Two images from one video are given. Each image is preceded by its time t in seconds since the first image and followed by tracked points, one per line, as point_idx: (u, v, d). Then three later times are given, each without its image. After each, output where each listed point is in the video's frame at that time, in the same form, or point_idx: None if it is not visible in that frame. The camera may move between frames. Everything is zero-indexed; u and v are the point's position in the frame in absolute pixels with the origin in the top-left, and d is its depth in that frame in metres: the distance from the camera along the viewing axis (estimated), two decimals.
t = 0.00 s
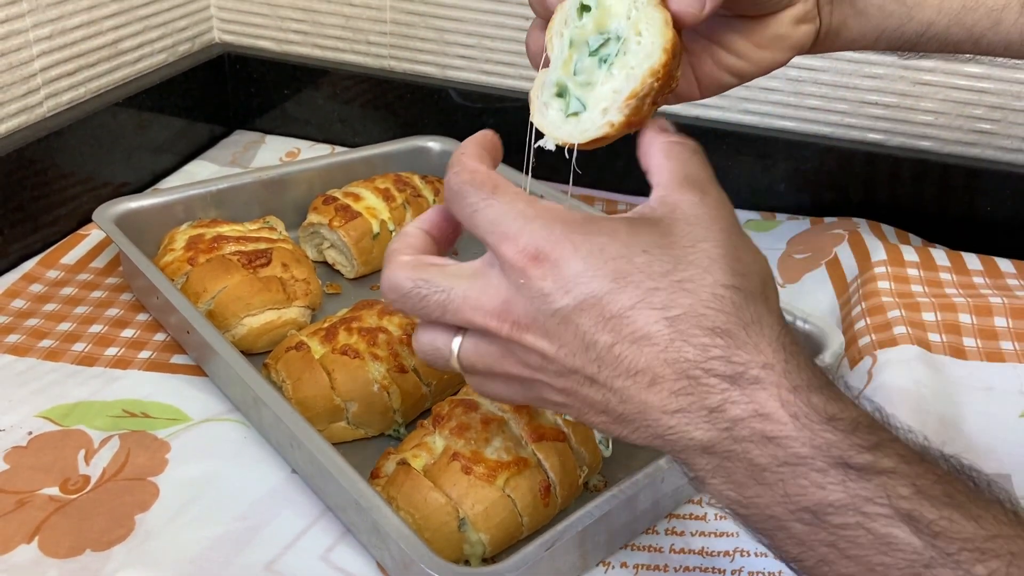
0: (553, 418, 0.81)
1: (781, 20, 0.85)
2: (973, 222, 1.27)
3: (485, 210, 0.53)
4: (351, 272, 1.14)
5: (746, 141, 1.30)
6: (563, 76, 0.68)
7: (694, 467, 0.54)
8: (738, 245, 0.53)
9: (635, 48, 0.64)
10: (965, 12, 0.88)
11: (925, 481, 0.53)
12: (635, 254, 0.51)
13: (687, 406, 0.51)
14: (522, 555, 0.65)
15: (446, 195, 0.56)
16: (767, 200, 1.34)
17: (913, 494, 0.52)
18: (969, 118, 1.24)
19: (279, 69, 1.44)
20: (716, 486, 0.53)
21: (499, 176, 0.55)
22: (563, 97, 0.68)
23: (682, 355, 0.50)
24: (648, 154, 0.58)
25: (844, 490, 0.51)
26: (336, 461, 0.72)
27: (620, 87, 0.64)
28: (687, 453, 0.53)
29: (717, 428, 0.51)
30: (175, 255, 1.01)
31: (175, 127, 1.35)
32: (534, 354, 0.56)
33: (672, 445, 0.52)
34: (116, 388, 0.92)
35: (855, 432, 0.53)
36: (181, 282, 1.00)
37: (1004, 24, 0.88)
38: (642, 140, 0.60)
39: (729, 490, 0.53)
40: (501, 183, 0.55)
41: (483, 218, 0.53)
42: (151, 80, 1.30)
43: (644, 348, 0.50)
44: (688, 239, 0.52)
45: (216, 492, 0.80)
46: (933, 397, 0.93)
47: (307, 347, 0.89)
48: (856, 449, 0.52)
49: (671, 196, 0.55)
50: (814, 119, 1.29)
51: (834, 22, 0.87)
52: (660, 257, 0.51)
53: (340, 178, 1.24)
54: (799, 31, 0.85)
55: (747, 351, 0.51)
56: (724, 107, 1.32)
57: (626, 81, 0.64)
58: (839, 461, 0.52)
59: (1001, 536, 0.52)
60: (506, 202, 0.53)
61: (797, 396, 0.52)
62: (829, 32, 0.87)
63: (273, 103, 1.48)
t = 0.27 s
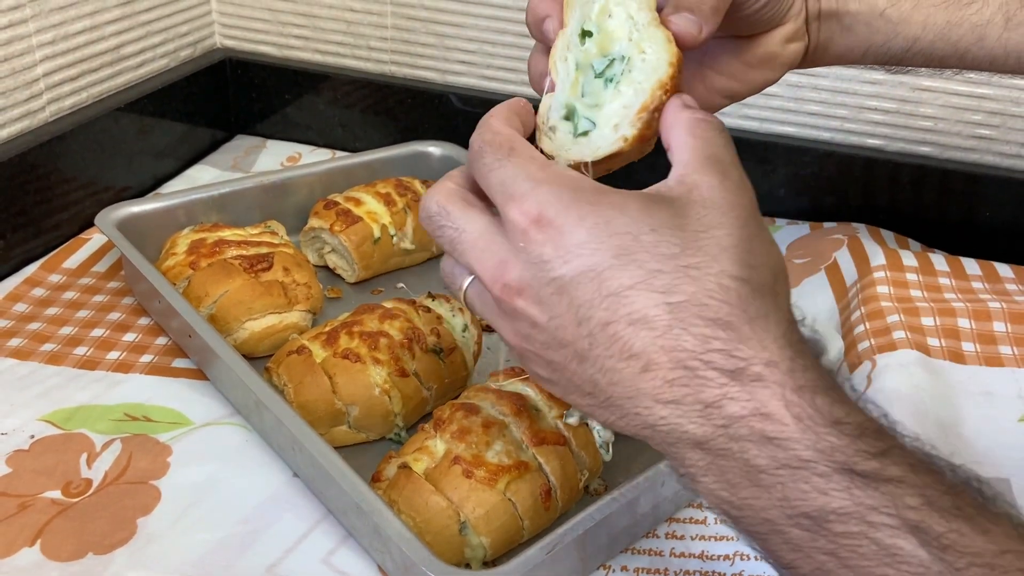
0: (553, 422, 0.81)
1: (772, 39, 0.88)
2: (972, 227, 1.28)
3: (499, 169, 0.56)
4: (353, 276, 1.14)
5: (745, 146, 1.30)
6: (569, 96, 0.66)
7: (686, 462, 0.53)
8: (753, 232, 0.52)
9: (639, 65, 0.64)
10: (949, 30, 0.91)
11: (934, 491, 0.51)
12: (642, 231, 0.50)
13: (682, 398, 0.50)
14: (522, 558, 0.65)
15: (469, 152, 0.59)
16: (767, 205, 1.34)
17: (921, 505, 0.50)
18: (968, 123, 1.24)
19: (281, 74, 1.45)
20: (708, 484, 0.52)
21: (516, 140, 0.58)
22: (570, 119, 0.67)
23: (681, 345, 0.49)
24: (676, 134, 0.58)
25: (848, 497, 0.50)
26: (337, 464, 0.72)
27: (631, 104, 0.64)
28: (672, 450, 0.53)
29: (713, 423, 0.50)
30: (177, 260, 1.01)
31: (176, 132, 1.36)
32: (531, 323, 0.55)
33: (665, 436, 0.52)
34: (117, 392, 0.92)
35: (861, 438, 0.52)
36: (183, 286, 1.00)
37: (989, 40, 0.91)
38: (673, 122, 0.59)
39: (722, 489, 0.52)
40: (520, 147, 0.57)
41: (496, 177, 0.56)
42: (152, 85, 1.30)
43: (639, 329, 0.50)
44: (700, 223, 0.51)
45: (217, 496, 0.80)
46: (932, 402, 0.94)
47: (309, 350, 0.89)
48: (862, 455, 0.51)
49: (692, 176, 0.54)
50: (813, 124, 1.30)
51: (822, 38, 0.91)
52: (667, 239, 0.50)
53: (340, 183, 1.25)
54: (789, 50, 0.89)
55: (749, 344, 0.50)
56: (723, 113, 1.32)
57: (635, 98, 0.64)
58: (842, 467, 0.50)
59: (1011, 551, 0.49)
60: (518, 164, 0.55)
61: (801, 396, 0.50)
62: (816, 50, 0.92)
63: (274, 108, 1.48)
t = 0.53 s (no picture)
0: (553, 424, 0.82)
1: (767, 42, 0.91)
2: (970, 231, 1.28)
3: (466, 196, 0.59)
4: (353, 279, 1.15)
5: (744, 150, 1.30)
6: (564, 122, 0.73)
7: (627, 482, 0.55)
8: (695, 269, 0.55)
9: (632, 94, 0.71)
10: (940, 30, 0.91)
11: (847, 509, 0.52)
12: (587, 263, 0.53)
13: (618, 422, 0.52)
14: (523, 557, 0.65)
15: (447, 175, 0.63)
16: (766, 208, 1.35)
17: (835, 522, 0.51)
18: (965, 127, 1.25)
19: (281, 77, 1.45)
20: (647, 503, 0.55)
21: (486, 168, 0.61)
22: (568, 145, 0.73)
23: (616, 373, 0.52)
24: (645, 168, 0.60)
25: (767, 517, 0.51)
26: (337, 465, 0.72)
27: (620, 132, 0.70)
28: (621, 468, 0.54)
29: (644, 449, 0.53)
30: (179, 262, 1.02)
31: (177, 135, 1.36)
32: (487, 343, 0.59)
33: (605, 456, 0.54)
34: (118, 394, 0.92)
35: (778, 460, 0.53)
36: (184, 288, 1.00)
37: (979, 42, 0.90)
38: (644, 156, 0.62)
39: (659, 509, 0.54)
40: (488, 175, 0.60)
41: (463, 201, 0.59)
42: (154, 89, 1.31)
43: (578, 357, 0.52)
44: (644, 258, 0.54)
45: (218, 498, 0.80)
46: (928, 403, 0.94)
47: (309, 352, 0.90)
48: (778, 479, 0.52)
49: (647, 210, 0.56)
50: (811, 128, 1.30)
51: (815, 39, 0.93)
52: (611, 271, 0.53)
53: (341, 186, 1.26)
54: (784, 50, 0.92)
55: (683, 374, 0.52)
56: (723, 116, 1.32)
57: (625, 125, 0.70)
58: (760, 490, 0.52)
59: (919, 564, 0.50)
60: (481, 193, 0.58)
61: (722, 425, 0.52)
62: (809, 49, 0.94)
63: (275, 111, 1.49)
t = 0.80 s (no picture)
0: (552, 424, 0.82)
1: (763, 53, 0.92)
2: (968, 232, 1.29)
3: (462, 202, 0.60)
4: (354, 279, 1.15)
5: (743, 152, 1.31)
6: (569, 128, 0.73)
7: (629, 472, 0.56)
8: (692, 264, 0.56)
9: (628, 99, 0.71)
10: (938, 39, 0.92)
11: (844, 491, 0.53)
12: (587, 263, 0.54)
13: (621, 416, 0.53)
14: (521, 555, 0.65)
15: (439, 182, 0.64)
16: (765, 209, 1.35)
17: (832, 503, 0.52)
18: (963, 129, 1.25)
19: (283, 79, 1.46)
20: (649, 491, 0.55)
21: (481, 173, 0.61)
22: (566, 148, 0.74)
23: (620, 367, 0.53)
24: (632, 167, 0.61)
25: (767, 500, 0.51)
26: (338, 463, 0.73)
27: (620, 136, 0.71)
28: (625, 457, 0.55)
29: (649, 438, 0.53)
30: (180, 262, 1.02)
31: (179, 137, 1.37)
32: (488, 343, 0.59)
33: (607, 449, 0.55)
34: (120, 394, 0.93)
35: (777, 445, 0.53)
36: (186, 288, 1.01)
37: (977, 50, 0.91)
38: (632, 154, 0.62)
39: (661, 496, 0.54)
40: (482, 179, 0.61)
41: (459, 207, 0.60)
42: (156, 90, 1.31)
43: (582, 353, 0.53)
44: (641, 255, 0.55)
45: (219, 496, 0.81)
46: (926, 403, 0.94)
47: (310, 352, 0.90)
48: (778, 461, 0.53)
49: (640, 209, 0.57)
50: (810, 129, 1.31)
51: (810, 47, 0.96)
52: (608, 270, 0.54)
53: (342, 188, 1.26)
54: (779, 60, 0.94)
55: (683, 366, 0.53)
56: (722, 118, 1.33)
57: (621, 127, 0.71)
58: (761, 473, 0.52)
59: (914, 544, 0.51)
60: (478, 197, 0.59)
61: (724, 411, 0.53)
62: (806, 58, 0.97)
63: (276, 113, 1.50)
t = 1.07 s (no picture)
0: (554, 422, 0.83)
1: (764, 67, 0.93)
2: (969, 232, 1.29)
3: (469, 206, 0.59)
4: (356, 278, 1.16)
5: (745, 151, 1.31)
6: (578, 127, 0.74)
7: (638, 477, 0.56)
8: (704, 271, 0.57)
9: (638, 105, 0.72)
10: (938, 52, 0.91)
11: (852, 494, 0.53)
12: (600, 270, 0.54)
13: (631, 421, 0.54)
14: (523, 554, 0.65)
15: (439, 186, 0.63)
16: (766, 209, 1.35)
17: (840, 507, 0.53)
18: (965, 128, 1.26)
19: (285, 79, 1.46)
20: (658, 495, 0.55)
21: (486, 176, 0.61)
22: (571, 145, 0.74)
23: (630, 372, 0.53)
24: (644, 173, 0.62)
25: (775, 504, 0.52)
26: (340, 461, 0.73)
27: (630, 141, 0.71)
28: (635, 462, 0.55)
29: (658, 442, 0.54)
30: (183, 261, 1.03)
31: (181, 136, 1.37)
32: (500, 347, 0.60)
33: (617, 453, 0.56)
34: (123, 392, 0.93)
35: (785, 449, 0.54)
36: (189, 287, 1.01)
37: (976, 61, 0.89)
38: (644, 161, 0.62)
39: (670, 500, 0.55)
40: (489, 183, 0.60)
41: (466, 213, 0.59)
42: (159, 90, 1.32)
43: (594, 358, 0.54)
44: (655, 261, 0.55)
45: (222, 493, 0.81)
46: (926, 402, 0.95)
47: (312, 350, 0.90)
48: (787, 466, 0.53)
49: (654, 215, 0.58)
50: (811, 128, 1.31)
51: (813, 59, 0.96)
52: (620, 276, 0.54)
53: (344, 187, 1.26)
54: (780, 75, 0.94)
55: (694, 371, 0.54)
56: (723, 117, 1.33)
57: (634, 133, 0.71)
58: (769, 477, 0.53)
59: (921, 547, 0.51)
60: (485, 202, 0.58)
61: (732, 416, 0.54)
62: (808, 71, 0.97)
63: (278, 113, 1.50)
